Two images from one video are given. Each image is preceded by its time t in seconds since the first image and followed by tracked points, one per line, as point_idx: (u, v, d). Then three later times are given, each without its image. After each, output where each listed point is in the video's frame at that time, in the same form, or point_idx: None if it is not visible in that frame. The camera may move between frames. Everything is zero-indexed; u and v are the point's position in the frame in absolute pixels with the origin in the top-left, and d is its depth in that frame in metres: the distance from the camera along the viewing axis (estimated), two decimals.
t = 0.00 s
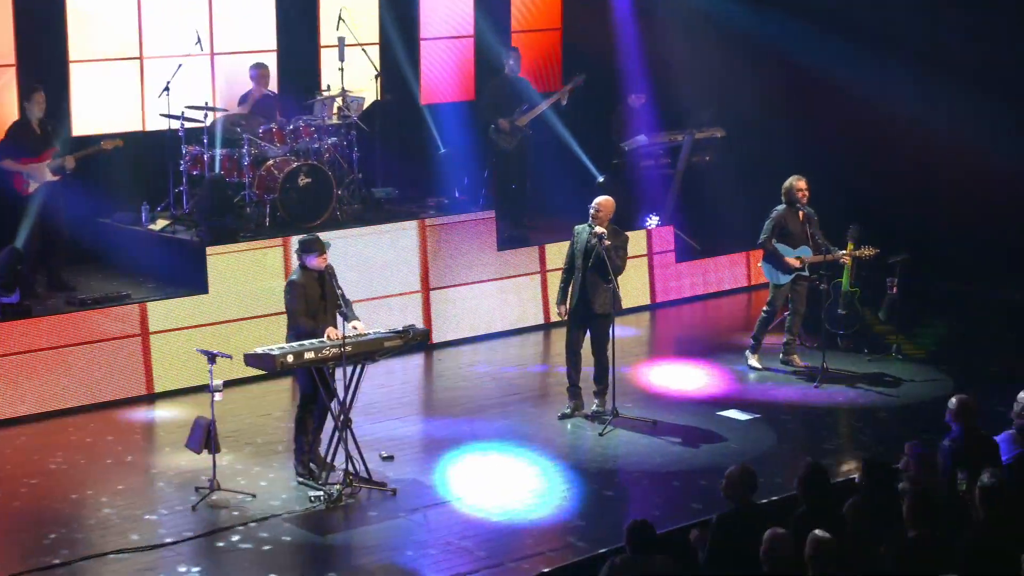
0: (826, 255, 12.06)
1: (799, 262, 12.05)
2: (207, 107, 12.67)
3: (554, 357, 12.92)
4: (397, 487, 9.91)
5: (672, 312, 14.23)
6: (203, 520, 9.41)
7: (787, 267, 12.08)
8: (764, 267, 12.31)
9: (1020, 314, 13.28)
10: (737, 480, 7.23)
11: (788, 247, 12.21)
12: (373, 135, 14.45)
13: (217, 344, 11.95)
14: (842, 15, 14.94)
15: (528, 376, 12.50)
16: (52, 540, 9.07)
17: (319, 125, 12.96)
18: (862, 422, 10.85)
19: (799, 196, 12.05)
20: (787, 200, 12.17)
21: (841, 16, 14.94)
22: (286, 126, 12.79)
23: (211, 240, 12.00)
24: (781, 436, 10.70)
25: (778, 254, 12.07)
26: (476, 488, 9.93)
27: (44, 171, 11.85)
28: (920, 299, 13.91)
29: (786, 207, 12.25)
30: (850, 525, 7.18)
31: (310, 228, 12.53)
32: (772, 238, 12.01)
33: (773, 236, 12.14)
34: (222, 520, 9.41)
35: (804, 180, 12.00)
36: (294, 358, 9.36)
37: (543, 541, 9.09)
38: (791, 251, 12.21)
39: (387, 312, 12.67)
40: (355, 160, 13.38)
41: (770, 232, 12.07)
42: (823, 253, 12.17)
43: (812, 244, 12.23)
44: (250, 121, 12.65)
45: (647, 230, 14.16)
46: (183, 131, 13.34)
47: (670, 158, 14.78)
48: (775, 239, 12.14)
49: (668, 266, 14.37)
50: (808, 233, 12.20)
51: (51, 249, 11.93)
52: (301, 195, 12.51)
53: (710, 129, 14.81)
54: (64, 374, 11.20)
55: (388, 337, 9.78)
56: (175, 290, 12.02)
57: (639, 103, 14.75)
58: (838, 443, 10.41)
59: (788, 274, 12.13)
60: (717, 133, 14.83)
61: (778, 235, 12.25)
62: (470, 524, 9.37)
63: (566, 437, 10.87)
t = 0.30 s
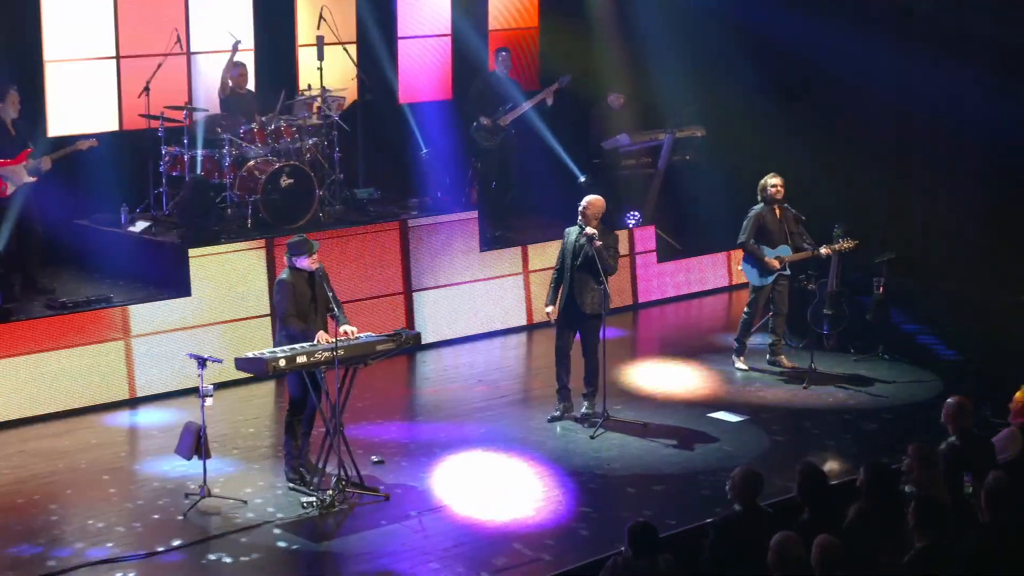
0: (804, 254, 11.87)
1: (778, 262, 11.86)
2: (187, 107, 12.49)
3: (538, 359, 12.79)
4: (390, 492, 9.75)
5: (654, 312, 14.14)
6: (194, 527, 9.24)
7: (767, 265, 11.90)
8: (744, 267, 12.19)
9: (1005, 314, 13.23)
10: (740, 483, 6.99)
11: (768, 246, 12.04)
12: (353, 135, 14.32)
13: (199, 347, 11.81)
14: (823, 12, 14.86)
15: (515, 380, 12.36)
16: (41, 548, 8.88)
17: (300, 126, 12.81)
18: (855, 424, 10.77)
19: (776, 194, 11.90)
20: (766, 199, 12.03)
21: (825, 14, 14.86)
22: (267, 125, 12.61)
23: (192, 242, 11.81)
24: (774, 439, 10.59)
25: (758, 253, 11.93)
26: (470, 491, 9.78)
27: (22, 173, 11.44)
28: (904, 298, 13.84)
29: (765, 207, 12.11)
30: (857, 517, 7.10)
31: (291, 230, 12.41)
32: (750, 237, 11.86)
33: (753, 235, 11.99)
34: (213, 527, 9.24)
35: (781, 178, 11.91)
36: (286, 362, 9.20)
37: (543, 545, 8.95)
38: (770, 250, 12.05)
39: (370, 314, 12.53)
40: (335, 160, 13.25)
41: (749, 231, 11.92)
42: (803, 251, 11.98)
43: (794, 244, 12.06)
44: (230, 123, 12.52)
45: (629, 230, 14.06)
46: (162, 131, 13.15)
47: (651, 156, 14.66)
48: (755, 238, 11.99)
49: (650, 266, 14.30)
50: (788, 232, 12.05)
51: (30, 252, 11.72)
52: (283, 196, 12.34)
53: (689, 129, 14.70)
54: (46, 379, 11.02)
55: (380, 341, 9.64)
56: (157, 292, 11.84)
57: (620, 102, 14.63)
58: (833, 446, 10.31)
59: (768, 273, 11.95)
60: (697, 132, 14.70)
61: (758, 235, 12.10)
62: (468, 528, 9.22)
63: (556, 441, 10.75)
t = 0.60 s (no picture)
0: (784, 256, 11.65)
1: (758, 265, 11.66)
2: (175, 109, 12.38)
3: (528, 364, 12.71)
4: (388, 498, 9.65)
5: (642, 315, 14.07)
6: (191, 535, 9.13)
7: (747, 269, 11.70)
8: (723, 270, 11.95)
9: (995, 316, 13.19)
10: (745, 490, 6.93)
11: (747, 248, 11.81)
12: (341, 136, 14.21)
13: (188, 352, 11.69)
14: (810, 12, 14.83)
15: (505, 385, 12.28)
16: (35, 556, 8.76)
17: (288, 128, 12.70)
18: (852, 428, 10.71)
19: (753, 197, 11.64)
20: (743, 201, 11.77)
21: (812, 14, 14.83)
22: (255, 128, 12.51)
23: (181, 245, 11.70)
24: (770, 443, 10.54)
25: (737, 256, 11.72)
26: (469, 498, 9.68)
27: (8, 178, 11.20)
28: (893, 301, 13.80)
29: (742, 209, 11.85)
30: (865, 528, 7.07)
31: (279, 234, 12.36)
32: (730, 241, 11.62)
33: (731, 238, 11.74)
34: (210, 535, 9.13)
35: (759, 180, 11.66)
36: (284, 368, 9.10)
37: (544, 552, 8.86)
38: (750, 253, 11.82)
39: (360, 318, 12.43)
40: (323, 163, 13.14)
41: (727, 234, 11.69)
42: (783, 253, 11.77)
43: (773, 245, 11.85)
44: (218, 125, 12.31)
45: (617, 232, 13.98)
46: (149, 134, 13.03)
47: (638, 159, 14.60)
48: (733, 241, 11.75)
49: (638, 268, 14.22)
50: (767, 233, 11.82)
51: (17, 256, 11.59)
52: (270, 199, 12.30)
53: (676, 129, 14.52)
54: (34, 385, 10.88)
55: (378, 345, 9.54)
56: (145, 297, 11.72)
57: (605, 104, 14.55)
58: (829, 451, 10.26)
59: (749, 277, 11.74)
60: (683, 133, 14.58)
61: (737, 237, 11.86)
62: (468, 535, 9.12)
63: (551, 445, 10.65)
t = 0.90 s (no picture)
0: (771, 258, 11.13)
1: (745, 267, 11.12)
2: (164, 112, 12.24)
3: (520, 367, 12.62)
4: (390, 504, 9.54)
5: (631, 317, 14.00)
6: (193, 543, 9.01)
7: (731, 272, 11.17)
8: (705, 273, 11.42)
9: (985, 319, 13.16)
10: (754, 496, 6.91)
11: (731, 252, 11.29)
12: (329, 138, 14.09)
13: (179, 357, 11.55)
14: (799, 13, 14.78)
15: (498, 389, 12.18)
16: (36, 565, 8.63)
17: (278, 131, 12.58)
18: (852, 434, 10.66)
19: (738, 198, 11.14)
20: (727, 204, 11.25)
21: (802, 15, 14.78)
22: (244, 131, 12.40)
23: (172, 249, 11.57)
24: (770, 448, 10.48)
25: (721, 259, 11.20)
26: (472, 503, 9.58)
27: None
28: (883, 304, 13.77)
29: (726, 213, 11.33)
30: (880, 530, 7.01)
31: (270, 237, 12.24)
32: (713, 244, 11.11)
33: (715, 241, 11.23)
34: (211, 543, 9.01)
35: (744, 184, 11.14)
36: (286, 373, 8.98)
37: (551, 558, 8.76)
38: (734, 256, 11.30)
39: (351, 321, 12.32)
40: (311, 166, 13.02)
41: (711, 238, 11.19)
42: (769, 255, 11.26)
43: (759, 247, 11.32)
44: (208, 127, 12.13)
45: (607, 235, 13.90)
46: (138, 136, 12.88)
47: (625, 160, 14.52)
48: (718, 245, 11.22)
49: (626, 270, 14.13)
50: (752, 235, 11.32)
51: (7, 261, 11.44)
52: (262, 201, 12.13)
53: (663, 131, 14.44)
54: (26, 391, 10.73)
55: (379, 350, 9.43)
56: (136, 301, 11.59)
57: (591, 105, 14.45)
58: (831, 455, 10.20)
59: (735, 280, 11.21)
60: (671, 134, 14.49)
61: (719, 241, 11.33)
62: (473, 540, 9.02)
63: (550, 449, 10.56)
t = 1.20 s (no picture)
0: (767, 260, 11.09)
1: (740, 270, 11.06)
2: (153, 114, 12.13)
3: (511, 371, 12.56)
4: (390, 510, 9.46)
5: (619, 320, 13.95)
6: (193, 551, 8.91)
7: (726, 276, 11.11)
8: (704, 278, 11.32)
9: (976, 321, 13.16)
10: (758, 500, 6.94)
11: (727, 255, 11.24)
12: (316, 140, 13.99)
13: (170, 362, 11.45)
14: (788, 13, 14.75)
15: (491, 393, 12.11)
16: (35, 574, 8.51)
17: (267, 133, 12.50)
18: (850, 438, 10.63)
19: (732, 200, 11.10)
20: (721, 207, 11.21)
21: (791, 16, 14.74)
22: (233, 134, 12.33)
23: (163, 253, 11.46)
24: (767, 451, 10.44)
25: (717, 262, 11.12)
26: (472, 508, 9.51)
27: None
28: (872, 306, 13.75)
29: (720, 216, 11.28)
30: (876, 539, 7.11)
31: (259, 239, 12.12)
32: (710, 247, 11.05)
33: (710, 245, 11.17)
34: (211, 551, 8.91)
35: (736, 185, 11.11)
36: (285, 378, 8.89)
37: (556, 564, 8.70)
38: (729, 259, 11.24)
39: (342, 324, 12.23)
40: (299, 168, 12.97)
41: (706, 241, 11.12)
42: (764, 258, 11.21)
43: (754, 250, 11.27)
44: (196, 131, 12.09)
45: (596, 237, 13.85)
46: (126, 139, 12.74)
47: (612, 161, 14.46)
48: (713, 248, 11.16)
49: (614, 273, 14.09)
50: (747, 238, 11.27)
51: None
52: (251, 205, 12.04)
53: (650, 133, 14.42)
54: (17, 398, 10.61)
55: (379, 355, 9.35)
56: (127, 306, 11.48)
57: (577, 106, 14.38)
58: (831, 460, 10.17)
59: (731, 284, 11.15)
60: (658, 135, 14.46)
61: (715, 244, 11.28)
62: (476, 547, 8.94)
63: (547, 453, 10.49)
